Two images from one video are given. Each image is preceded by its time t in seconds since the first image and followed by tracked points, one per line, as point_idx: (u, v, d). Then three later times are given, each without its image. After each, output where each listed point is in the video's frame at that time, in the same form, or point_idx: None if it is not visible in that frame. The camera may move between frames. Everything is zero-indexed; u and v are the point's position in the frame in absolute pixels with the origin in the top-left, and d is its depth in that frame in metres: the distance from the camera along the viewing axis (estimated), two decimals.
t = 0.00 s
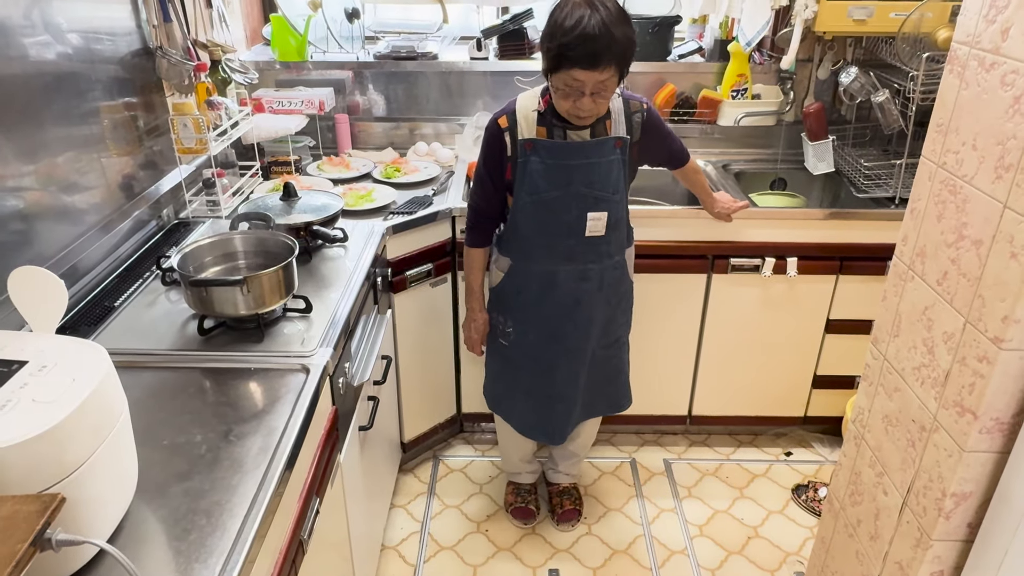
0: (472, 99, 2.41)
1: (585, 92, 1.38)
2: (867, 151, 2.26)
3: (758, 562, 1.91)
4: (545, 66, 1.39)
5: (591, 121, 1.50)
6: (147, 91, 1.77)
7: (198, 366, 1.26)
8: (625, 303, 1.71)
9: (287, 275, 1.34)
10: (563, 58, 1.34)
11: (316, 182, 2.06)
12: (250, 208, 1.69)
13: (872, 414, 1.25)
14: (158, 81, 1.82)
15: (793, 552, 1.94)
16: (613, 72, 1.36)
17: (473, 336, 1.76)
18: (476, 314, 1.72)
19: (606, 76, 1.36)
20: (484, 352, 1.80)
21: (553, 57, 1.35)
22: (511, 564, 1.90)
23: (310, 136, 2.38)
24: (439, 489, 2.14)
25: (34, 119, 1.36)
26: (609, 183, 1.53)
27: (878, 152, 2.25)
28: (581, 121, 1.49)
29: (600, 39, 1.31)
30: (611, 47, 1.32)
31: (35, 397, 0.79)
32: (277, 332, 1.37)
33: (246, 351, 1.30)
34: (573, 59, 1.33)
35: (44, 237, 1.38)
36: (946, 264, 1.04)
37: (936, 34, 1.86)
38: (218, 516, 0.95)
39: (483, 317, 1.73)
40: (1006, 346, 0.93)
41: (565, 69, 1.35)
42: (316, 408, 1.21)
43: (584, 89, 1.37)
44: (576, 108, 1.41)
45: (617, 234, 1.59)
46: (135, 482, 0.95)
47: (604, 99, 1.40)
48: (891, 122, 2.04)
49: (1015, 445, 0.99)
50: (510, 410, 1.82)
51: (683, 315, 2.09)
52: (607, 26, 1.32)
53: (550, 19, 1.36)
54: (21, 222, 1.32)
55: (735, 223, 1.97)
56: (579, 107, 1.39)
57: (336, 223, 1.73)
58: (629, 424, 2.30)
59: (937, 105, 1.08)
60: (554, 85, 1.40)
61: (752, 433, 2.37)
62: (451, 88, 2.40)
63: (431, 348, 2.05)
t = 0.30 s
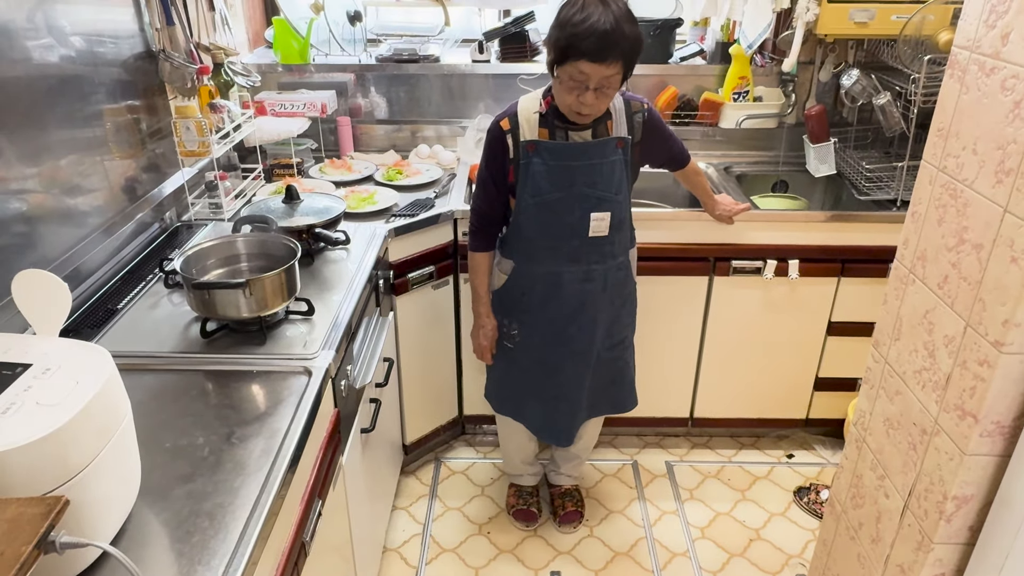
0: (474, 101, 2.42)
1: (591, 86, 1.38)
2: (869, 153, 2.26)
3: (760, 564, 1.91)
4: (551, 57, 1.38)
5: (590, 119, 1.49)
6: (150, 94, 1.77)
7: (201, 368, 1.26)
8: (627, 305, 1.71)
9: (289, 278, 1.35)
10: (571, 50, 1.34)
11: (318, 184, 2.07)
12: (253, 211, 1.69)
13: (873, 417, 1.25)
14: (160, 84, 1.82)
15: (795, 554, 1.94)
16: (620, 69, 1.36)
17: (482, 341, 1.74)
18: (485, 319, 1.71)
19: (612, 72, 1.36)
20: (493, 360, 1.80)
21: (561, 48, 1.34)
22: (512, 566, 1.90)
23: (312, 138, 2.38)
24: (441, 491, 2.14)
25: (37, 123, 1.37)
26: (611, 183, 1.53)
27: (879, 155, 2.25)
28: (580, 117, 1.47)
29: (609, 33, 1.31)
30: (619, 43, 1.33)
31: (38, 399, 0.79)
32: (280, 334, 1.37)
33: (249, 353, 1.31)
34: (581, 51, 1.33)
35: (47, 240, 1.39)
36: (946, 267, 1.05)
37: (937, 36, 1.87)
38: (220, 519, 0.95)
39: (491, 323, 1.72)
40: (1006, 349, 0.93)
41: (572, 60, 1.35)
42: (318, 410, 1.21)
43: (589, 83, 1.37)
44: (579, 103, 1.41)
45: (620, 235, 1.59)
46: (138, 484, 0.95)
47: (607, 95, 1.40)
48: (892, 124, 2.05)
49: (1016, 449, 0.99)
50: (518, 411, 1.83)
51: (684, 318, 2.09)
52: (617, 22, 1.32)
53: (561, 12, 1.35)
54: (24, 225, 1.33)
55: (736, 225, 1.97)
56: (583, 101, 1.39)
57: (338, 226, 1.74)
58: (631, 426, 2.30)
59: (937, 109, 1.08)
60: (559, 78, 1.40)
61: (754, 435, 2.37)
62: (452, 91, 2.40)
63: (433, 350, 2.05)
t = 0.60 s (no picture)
0: (476, 101, 2.42)
1: (595, 77, 1.37)
2: (872, 153, 2.25)
3: (762, 564, 1.91)
4: (554, 51, 1.39)
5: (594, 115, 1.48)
6: (153, 94, 1.77)
7: (204, 367, 1.26)
8: (631, 308, 1.71)
9: (293, 277, 1.35)
10: (575, 41, 1.34)
11: (321, 184, 2.07)
12: (256, 211, 1.69)
13: (876, 416, 1.25)
14: (163, 84, 1.82)
15: (797, 554, 1.94)
16: (624, 58, 1.36)
17: (488, 342, 1.73)
18: (489, 320, 1.70)
19: (616, 61, 1.35)
20: (497, 362, 1.79)
21: (564, 39, 1.34)
22: (514, 566, 1.90)
23: (315, 138, 2.38)
24: (443, 490, 2.14)
25: (40, 123, 1.37)
26: (615, 185, 1.53)
27: (882, 154, 2.25)
28: (584, 112, 1.46)
29: (612, 23, 1.32)
30: (623, 32, 1.33)
31: (42, 398, 0.80)
32: (282, 334, 1.37)
33: (253, 352, 1.31)
34: (585, 41, 1.33)
35: (51, 239, 1.39)
36: (950, 266, 1.04)
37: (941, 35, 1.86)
38: (224, 518, 0.95)
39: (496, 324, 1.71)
40: (1010, 348, 0.92)
41: (575, 51, 1.35)
42: (321, 409, 1.22)
43: (594, 74, 1.37)
44: (584, 95, 1.40)
45: (624, 237, 1.59)
46: (142, 484, 0.96)
47: (612, 86, 1.39)
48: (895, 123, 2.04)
49: (1020, 448, 0.99)
50: (518, 414, 1.83)
51: (687, 318, 2.09)
52: (619, 12, 1.33)
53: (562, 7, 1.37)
54: (27, 224, 1.33)
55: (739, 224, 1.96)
56: (588, 91, 1.38)
57: (340, 225, 1.73)
58: (633, 426, 2.30)
59: (942, 108, 1.08)
60: (563, 71, 1.40)
61: (756, 435, 2.37)
62: (454, 91, 2.40)
63: (435, 350, 2.05)
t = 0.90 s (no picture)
0: (475, 101, 2.42)
1: (583, 83, 1.37)
2: (871, 152, 2.25)
3: (761, 564, 1.91)
4: (542, 57, 1.39)
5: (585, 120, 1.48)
6: (151, 94, 1.78)
7: (201, 367, 1.27)
8: (624, 313, 1.71)
9: (290, 277, 1.35)
10: (561, 46, 1.34)
11: (319, 184, 2.07)
12: (254, 211, 1.70)
13: (872, 416, 1.25)
14: (162, 84, 1.82)
15: (796, 554, 1.93)
16: (613, 62, 1.36)
17: (475, 346, 1.75)
18: (478, 322, 1.72)
19: (604, 66, 1.35)
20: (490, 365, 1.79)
21: (550, 45, 1.35)
22: (513, 566, 1.90)
23: (314, 138, 2.39)
24: (442, 491, 2.15)
25: (38, 123, 1.37)
26: (607, 192, 1.53)
27: (881, 154, 2.25)
28: (573, 118, 1.46)
29: (598, 28, 1.32)
30: (610, 37, 1.33)
31: (38, 398, 0.80)
32: (280, 334, 1.37)
33: (250, 352, 1.31)
34: (571, 46, 1.33)
35: (49, 239, 1.39)
36: (945, 266, 1.04)
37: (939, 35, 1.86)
38: (220, 518, 0.95)
39: (484, 327, 1.72)
40: (1004, 348, 0.92)
41: (562, 57, 1.35)
42: (318, 409, 1.22)
43: (581, 80, 1.37)
44: (572, 102, 1.40)
45: (615, 245, 1.59)
46: (139, 484, 0.96)
47: (601, 91, 1.39)
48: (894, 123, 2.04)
49: (1014, 448, 0.99)
50: (508, 418, 1.82)
51: (685, 318, 2.09)
52: (606, 17, 1.33)
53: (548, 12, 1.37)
54: (26, 225, 1.33)
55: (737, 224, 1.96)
56: (576, 97, 1.38)
57: (339, 225, 1.74)
58: (633, 426, 2.30)
59: (936, 108, 1.08)
60: (550, 78, 1.40)
61: (755, 435, 2.37)
62: (453, 91, 2.41)
63: (434, 350, 2.05)
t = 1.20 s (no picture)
0: (476, 97, 2.42)
1: (561, 87, 1.35)
2: (872, 149, 2.25)
3: (761, 560, 1.91)
4: (518, 62, 1.36)
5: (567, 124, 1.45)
6: (150, 90, 1.77)
7: (201, 363, 1.26)
8: (614, 312, 1.70)
9: (290, 273, 1.35)
10: (535, 51, 1.31)
11: (319, 180, 2.07)
12: (253, 207, 1.69)
13: (872, 412, 1.25)
14: (161, 80, 1.83)
15: (796, 550, 1.93)
16: (591, 64, 1.33)
17: (471, 350, 1.73)
18: (471, 327, 1.70)
19: (581, 69, 1.32)
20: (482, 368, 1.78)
21: (524, 50, 1.32)
22: (513, 563, 1.90)
23: (314, 135, 2.38)
24: (442, 487, 2.15)
25: (37, 118, 1.37)
26: (590, 195, 1.51)
27: (882, 150, 2.24)
28: (554, 123, 1.43)
29: (572, 30, 1.29)
30: (587, 38, 1.30)
31: (36, 394, 0.80)
32: (279, 330, 1.37)
33: (250, 348, 1.31)
34: (546, 50, 1.30)
35: (48, 235, 1.39)
36: (946, 262, 1.04)
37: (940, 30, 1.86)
38: (218, 514, 0.95)
39: (477, 331, 1.70)
40: (1005, 344, 0.92)
41: (537, 62, 1.33)
42: (317, 405, 1.21)
43: (559, 84, 1.34)
44: (551, 107, 1.38)
45: (602, 246, 1.57)
46: (138, 480, 0.96)
47: (580, 94, 1.36)
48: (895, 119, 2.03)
49: (1015, 444, 0.98)
50: (504, 420, 1.81)
51: (685, 314, 2.09)
52: (580, 18, 1.30)
53: (521, 16, 1.34)
54: (25, 221, 1.33)
55: (737, 220, 1.96)
56: (555, 102, 1.35)
57: (338, 222, 1.73)
58: (633, 422, 2.30)
59: (937, 102, 1.07)
60: (527, 84, 1.38)
61: (755, 432, 2.37)
62: (454, 87, 2.40)
63: (433, 347, 2.05)
